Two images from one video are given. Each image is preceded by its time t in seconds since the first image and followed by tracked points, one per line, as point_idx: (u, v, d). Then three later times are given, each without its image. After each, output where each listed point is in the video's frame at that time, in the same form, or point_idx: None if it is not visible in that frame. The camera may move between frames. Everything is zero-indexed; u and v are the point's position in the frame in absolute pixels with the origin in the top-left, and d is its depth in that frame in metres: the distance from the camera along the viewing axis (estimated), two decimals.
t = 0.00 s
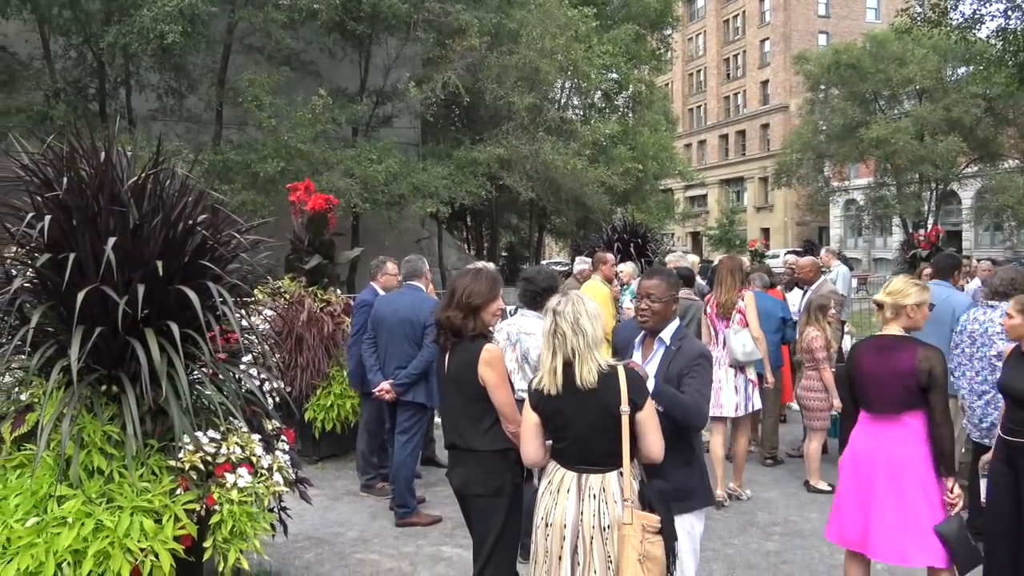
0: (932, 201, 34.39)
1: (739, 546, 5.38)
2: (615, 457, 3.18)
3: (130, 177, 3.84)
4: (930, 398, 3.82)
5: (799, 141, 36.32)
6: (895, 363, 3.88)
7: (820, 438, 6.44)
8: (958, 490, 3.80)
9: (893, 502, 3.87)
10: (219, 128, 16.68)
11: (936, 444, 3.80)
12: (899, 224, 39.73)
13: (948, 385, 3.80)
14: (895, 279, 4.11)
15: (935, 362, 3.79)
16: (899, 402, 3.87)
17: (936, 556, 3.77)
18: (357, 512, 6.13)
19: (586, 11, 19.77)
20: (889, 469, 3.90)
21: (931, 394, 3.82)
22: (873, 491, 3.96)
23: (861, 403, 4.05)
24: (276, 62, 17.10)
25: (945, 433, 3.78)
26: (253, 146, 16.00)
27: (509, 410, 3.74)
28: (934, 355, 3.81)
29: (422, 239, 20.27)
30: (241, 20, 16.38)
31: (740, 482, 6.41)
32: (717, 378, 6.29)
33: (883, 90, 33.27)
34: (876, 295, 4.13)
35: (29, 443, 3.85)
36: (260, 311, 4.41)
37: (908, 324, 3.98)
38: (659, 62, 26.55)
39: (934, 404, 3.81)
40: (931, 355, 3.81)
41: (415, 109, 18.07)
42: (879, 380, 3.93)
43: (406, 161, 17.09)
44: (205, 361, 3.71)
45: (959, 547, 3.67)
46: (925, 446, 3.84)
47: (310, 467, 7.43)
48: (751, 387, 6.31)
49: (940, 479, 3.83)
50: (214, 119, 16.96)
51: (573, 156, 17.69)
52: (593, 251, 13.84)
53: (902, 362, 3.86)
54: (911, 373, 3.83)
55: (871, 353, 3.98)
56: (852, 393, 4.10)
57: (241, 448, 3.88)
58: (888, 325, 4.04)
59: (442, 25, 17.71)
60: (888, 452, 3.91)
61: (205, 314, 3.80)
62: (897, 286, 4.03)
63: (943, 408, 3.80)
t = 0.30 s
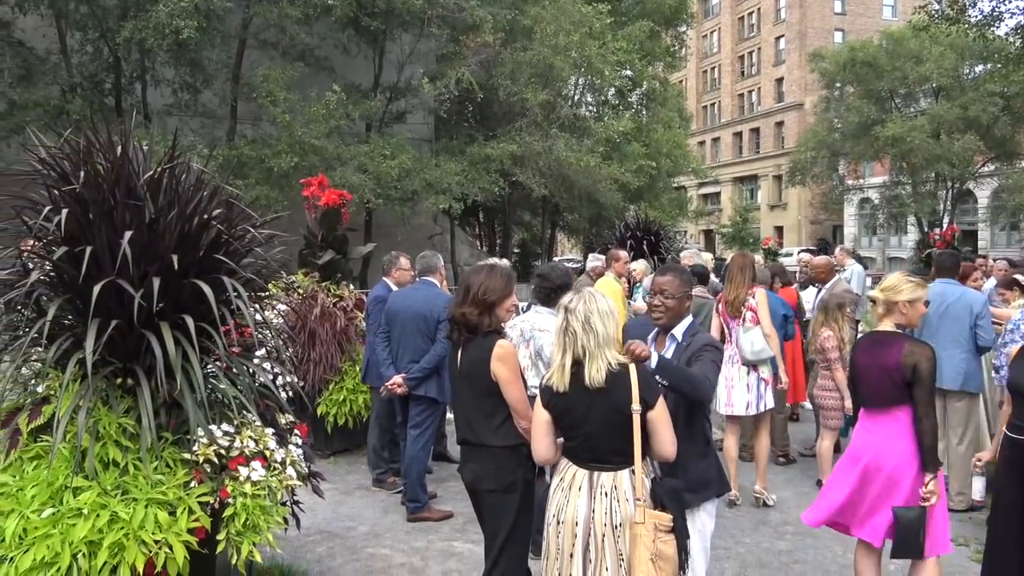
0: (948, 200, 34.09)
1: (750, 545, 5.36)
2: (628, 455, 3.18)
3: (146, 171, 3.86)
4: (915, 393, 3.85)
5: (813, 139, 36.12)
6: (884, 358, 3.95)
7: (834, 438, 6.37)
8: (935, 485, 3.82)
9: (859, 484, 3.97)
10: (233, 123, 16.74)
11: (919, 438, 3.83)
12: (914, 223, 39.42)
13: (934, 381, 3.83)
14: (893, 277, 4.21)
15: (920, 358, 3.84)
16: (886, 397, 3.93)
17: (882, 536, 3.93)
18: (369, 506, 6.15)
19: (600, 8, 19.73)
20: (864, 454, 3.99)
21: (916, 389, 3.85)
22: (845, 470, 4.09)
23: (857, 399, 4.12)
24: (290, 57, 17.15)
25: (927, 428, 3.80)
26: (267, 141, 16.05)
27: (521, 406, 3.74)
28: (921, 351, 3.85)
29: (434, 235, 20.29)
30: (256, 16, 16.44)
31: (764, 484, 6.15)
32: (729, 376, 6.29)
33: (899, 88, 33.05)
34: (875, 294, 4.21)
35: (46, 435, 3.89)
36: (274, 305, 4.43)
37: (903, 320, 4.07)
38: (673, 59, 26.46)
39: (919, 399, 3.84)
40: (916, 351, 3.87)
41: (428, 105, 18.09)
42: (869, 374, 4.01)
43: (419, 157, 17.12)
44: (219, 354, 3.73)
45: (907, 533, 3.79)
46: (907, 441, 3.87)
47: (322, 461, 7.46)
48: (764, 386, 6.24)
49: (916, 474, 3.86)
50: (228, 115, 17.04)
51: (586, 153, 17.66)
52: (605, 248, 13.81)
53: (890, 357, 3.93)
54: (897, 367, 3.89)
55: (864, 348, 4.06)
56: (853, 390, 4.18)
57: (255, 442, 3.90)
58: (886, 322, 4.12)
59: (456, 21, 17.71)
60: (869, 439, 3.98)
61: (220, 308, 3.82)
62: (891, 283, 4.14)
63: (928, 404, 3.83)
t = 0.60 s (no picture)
0: (967, 196, 33.75)
1: (768, 542, 5.34)
2: (645, 450, 3.16)
3: (166, 165, 3.88)
4: (923, 390, 3.81)
5: (831, 134, 35.87)
6: (893, 356, 3.92)
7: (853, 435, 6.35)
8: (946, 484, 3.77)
9: (874, 481, 3.98)
10: (250, 119, 16.81)
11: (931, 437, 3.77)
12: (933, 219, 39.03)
13: (942, 377, 3.79)
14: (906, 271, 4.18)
15: (928, 355, 3.81)
16: (895, 394, 3.91)
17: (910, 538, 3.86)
18: (385, 500, 6.17)
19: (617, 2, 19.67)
20: (876, 451, 3.98)
21: (924, 386, 3.81)
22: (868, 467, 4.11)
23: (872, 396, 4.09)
24: (306, 52, 17.21)
25: (935, 424, 3.76)
26: (284, 136, 16.11)
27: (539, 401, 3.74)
28: (929, 347, 3.82)
29: (450, 230, 20.31)
30: (273, 11, 16.50)
31: (782, 485, 6.10)
32: (753, 375, 6.24)
33: (918, 82, 32.72)
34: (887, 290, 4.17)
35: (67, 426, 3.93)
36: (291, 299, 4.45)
37: (914, 315, 4.04)
38: (690, 53, 26.34)
39: (928, 396, 3.79)
40: (925, 347, 3.83)
41: (444, 100, 18.11)
42: (879, 371, 3.99)
43: (435, 152, 17.15)
44: (237, 347, 3.75)
45: (919, 532, 3.73)
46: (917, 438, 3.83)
47: (338, 455, 7.50)
48: (791, 384, 6.21)
49: (928, 470, 3.82)
50: (245, 110, 17.11)
51: (602, 148, 17.63)
52: (621, 244, 13.77)
53: (899, 353, 3.90)
54: (905, 363, 3.87)
55: (875, 345, 4.04)
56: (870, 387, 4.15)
57: (273, 434, 3.92)
58: (897, 317, 4.08)
59: (471, 15, 17.71)
60: (881, 436, 3.97)
61: (238, 302, 3.84)
62: (904, 278, 4.11)
63: (937, 400, 3.78)
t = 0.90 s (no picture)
0: (984, 189, 33.42)
1: (778, 534, 5.33)
2: (656, 441, 3.16)
3: (181, 154, 3.91)
4: (935, 384, 3.79)
5: (846, 126, 35.63)
6: (905, 351, 3.90)
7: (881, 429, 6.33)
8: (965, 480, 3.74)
9: (888, 475, 3.97)
10: (263, 109, 16.85)
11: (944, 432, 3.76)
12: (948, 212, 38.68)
13: (954, 371, 3.76)
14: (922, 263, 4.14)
15: (939, 349, 3.78)
16: (907, 388, 3.89)
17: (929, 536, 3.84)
18: (397, 489, 6.20)
19: None
20: (891, 444, 3.98)
21: (936, 380, 3.79)
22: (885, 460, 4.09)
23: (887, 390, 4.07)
24: (319, 42, 17.24)
25: (948, 419, 3.74)
26: (297, 126, 16.16)
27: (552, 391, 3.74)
28: (940, 341, 3.79)
29: (462, 221, 20.30)
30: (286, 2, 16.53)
31: (793, 479, 6.08)
32: (768, 368, 6.23)
33: (935, 74, 32.40)
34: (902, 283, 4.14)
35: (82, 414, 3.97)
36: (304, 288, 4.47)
37: (929, 309, 4.00)
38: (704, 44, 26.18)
39: (940, 390, 3.77)
40: (936, 342, 3.80)
41: (457, 91, 18.10)
42: (892, 365, 3.98)
43: (447, 143, 17.16)
44: (250, 336, 3.77)
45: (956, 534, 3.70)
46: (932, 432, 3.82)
47: (350, 444, 7.54)
48: (806, 377, 6.17)
49: (942, 466, 3.81)
50: (258, 99, 17.14)
51: (615, 139, 17.59)
52: (633, 235, 13.74)
53: (911, 347, 3.88)
54: (917, 357, 3.85)
55: (890, 339, 4.03)
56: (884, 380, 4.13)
57: (285, 423, 3.95)
58: (911, 310, 4.05)
59: (485, 6, 17.68)
60: (896, 431, 3.97)
61: (252, 290, 3.87)
62: (919, 271, 4.07)
63: (948, 395, 3.75)
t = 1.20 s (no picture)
0: (983, 175, 33.31)
1: (775, 518, 5.36)
2: (653, 423, 3.18)
3: (177, 138, 3.89)
4: (939, 368, 3.80)
5: (846, 112, 35.55)
6: (906, 335, 3.91)
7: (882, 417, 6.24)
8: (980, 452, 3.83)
9: (887, 457, 3.98)
10: (260, 94, 16.78)
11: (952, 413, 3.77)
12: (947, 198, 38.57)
13: (958, 356, 3.77)
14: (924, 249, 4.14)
15: (942, 335, 3.79)
16: (909, 372, 3.90)
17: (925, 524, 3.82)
18: (395, 473, 6.23)
19: None
20: (889, 428, 4.00)
21: (941, 365, 3.79)
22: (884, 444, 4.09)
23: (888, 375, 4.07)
24: (317, 27, 17.17)
25: (956, 401, 3.75)
26: (294, 112, 16.11)
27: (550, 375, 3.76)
28: (942, 328, 3.80)
29: (460, 207, 20.27)
30: None
31: (789, 462, 6.11)
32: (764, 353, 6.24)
33: (935, 60, 32.19)
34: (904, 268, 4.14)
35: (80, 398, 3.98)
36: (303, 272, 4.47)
37: (930, 294, 4.01)
38: (704, 29, 26.05)
39: (946, 374, 3.77)
40: (938, 327, 3.81)
41: (455, 76, 18.03)
42: (892, 348, 3.99)
43: (445, 128, 17.11)
44: (249, 319, 3.78)
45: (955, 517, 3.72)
46: (935, 416, 3.82)
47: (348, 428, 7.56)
48: (802, 362, 6.20)
49: (942, 449, 3.81)
50: (256, 85, 17.04)
51: (614, 125, 17.53)
52: (632, 221, 13.72)
53: (911, 332, 3.89)
54: (917, 342, 3.85)
55: (890, 323, 4.04)
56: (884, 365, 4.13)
57: (283, 407, 3.97)
58: (913, 295, 4.06)
59: None
60: (896, 415, 3.97)
61: (250, 275, 3.87)
62: (922, 256, 4.07)
63: (953, 379, 3.76)
